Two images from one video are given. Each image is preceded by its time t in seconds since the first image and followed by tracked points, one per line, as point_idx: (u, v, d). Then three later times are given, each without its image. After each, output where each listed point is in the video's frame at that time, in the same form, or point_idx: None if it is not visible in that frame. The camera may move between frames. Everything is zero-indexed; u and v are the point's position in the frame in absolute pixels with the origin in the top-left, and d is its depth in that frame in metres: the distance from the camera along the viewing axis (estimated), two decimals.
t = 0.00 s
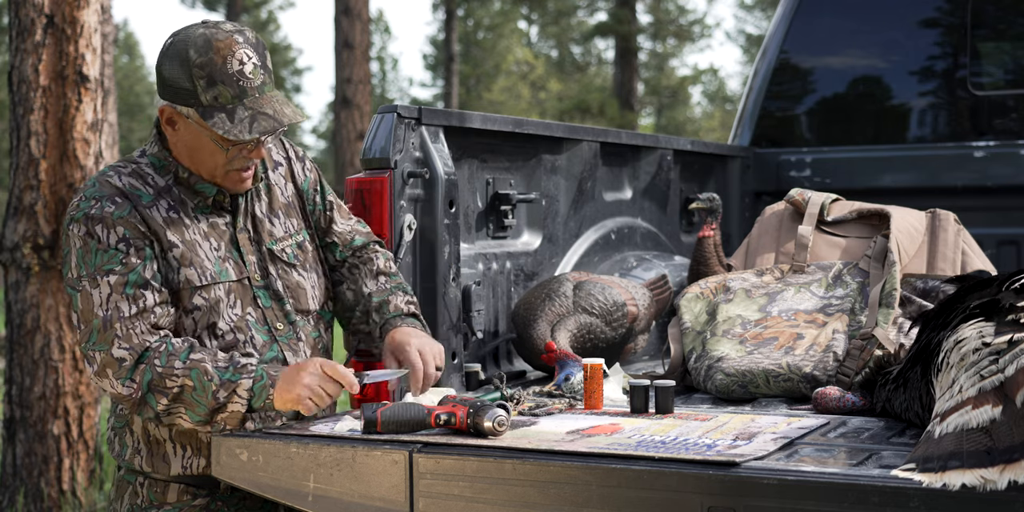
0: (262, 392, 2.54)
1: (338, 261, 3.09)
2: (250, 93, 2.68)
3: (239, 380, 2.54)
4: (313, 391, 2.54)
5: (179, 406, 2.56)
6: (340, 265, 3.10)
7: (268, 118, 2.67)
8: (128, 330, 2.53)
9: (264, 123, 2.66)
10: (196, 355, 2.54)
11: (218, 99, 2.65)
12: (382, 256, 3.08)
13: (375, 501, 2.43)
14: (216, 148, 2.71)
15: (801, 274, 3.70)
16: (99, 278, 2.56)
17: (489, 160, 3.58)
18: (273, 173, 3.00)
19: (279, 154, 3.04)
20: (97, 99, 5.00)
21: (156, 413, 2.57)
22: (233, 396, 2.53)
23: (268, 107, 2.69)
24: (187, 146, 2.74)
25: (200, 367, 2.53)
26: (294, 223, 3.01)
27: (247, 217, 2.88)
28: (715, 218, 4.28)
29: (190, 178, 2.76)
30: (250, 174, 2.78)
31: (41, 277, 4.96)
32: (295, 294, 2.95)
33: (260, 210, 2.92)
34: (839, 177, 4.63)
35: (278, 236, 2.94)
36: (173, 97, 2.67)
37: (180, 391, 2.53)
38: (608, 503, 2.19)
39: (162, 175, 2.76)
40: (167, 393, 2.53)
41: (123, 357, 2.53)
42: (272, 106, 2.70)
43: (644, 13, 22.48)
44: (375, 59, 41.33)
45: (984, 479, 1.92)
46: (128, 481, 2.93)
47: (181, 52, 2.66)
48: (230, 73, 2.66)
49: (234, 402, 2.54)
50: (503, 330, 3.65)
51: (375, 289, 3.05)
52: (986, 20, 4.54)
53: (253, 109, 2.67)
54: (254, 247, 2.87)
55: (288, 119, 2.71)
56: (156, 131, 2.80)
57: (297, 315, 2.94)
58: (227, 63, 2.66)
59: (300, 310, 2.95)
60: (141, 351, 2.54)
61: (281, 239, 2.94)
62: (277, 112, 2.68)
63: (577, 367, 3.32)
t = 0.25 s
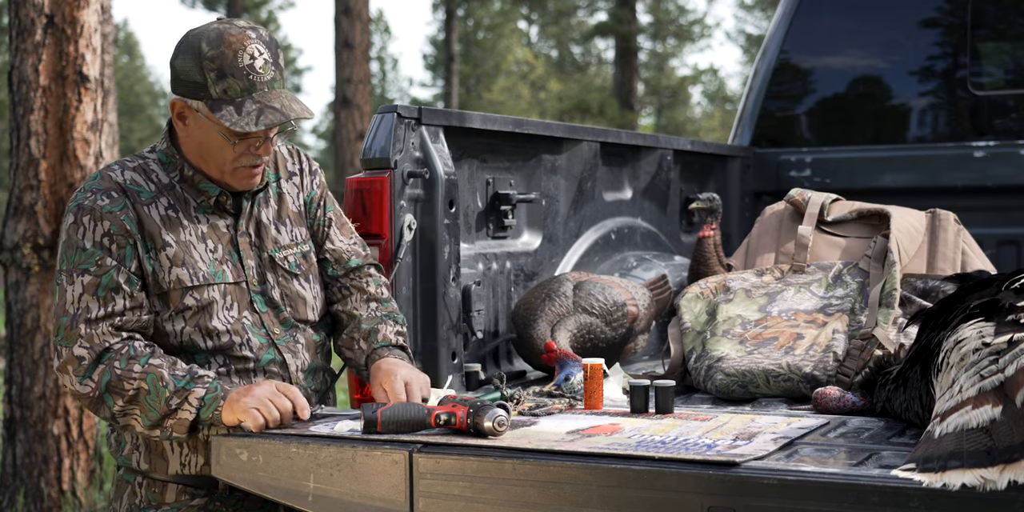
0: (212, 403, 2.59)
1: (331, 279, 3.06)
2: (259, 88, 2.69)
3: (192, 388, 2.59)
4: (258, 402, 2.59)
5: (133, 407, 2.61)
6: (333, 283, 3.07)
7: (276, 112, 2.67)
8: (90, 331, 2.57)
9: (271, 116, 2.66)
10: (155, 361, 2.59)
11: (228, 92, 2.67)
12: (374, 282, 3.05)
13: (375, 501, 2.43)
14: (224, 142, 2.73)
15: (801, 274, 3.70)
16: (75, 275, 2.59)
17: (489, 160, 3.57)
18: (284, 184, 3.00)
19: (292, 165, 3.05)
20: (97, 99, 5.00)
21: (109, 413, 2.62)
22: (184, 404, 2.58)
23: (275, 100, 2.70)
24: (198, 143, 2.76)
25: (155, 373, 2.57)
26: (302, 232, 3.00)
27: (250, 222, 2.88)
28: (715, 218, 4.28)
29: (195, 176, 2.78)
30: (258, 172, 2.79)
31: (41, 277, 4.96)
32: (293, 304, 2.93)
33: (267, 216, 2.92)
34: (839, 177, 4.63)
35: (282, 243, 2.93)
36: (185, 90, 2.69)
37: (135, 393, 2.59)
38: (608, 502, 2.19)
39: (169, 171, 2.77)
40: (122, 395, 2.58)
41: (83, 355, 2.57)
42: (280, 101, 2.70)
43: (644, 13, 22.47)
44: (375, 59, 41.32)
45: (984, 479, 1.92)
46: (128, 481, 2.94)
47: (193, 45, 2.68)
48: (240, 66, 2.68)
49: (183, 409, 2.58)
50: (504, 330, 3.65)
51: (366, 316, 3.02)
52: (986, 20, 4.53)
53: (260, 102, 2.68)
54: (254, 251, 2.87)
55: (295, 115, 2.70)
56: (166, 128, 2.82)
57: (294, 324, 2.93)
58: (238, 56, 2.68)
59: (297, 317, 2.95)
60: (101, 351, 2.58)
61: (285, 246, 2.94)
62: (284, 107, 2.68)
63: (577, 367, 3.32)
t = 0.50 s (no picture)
0: (227, 393, 2.54)
1: (354, 253, 3.10)
2: (263, 91, 2.69)
3: (206, 378, 2.55)
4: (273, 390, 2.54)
5: (146, 402, 2.55)
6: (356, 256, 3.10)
7: (282, 116, 2.68)
8: (99, 327, 2.54)
9: (278, 121, 2.66)
10: (167, 353, 2.55)
11: (232, 97, 2.66)
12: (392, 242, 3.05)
13: (374, 501, 2.43)
14: (228, 145, 2.72)
15: (801, 274, 3.70)
16: (80, 274, 2.57)
17: (489, 160, 3.58)
18: (278, 176, 3.01)
19: (284, 155, 3.06)
20: (97, 99, 5.00)
21: (122, 411, 2.57)
22: (199, 394, 2.54)
23: (280, 104, 2.70)
24: (197, 145, 2.74)
25: (171, 364, 2.54)
26: (298, 224, 3.01)
27: (248, 218, 2.89)
28: (715, 218, 4.28)
29: (193, 174, 2.77)
30: (258, 171, 2.80)
31: (41, 277, 4.96)
32: (299, 292, 2.94)
33: (263, 210, 2.93)
34: (839, 177, 4.63)
35: (280, 236, 2.94)
36: (186, 94, 2.67)
37: (148, 389, 2.54)
38: (608, 502, 2.19)
39: (165, 171, 2.77)
40: (136, 389, 2.54)
41: (93, 351, 2.54)
42: (285, 104, 2.71)
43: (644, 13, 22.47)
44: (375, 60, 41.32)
45: (984, 479, 1.92)
46: (127, 480, 2.92)
47: (195, 49, 2.65)
48: (244, 70, 2.67)
49: (199, 399, 2.54)
50: (503, 330, 3.64)
51: (384, 275, 3.02)
52: (986, 20, 4.53)
53: (267, 107, 2.68)
54: (254, 246, 2.87)
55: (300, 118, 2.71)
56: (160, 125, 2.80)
57: (298, 313, 2.93)
58: (242, 60, 2.67)
59: (306, 309, 2.95)
60: (112, 346, 2.55)
61: (283, 239, 2.95)
62: (291, 111, 2.69)
63: (577, 367, 3.32)
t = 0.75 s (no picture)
0: (264, 388, 2.57)
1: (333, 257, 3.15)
2: (255, 95, 2.71)
3: (241, 377, 2.57)
4: (319, 382, 2.55)
5: (180, 406, 2.59)
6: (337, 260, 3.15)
7: (276, 119, 2.70)
8: (123, 337, 2.54)
9: (272, 123, 2.69)
10: (197, 356, 2.57)
11: (225, 102, 2.68)
12: (375, 253, 3.09)
13: (375, 501, 2.43)
14: (220, 149, 2.74)
15: (801, 274, 3.70)
16: (93, 287, 2.57)
17: (489, 159, 3.57)
18: (266, 174, 3.06)
19: (270, 154, 3.12)
20: (97, 99, 5.00)
21: (155, 417, 2.59)
22: (237, 393, 2.57)
23: (274, 108, 2.72)
24: (189, 151, 2.75)
25: (202, 367, 2.56)
26: (290, 220, 3.06)
27: (244, 217, 2.91)
28: (715, 218, 4.28)
29: (187, 179, 2.78)
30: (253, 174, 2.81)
31: (41, 277, 4.96)
32: (298, 289, 2.97)
33: (256, 209, 2.96)
34: (839, 177, 4.63)
35: (275, 234, 2.97)
36: (177, 101, 2.67)
37: (180, 393, 2.57)
38: (608, 502, 2.19)
39: (158, 177, 2.77)
40: (168, 395, 2.56)
41: (120, 362, 2.54)
42: (278, 107, 2.73)
43: (644, 13, 22.47)
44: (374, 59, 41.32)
45: (984, 479, 1.92)
46: (135, 481, 2.92)
47: (185, 55, 2.67)
48: (235, 75, 2.68)
49: (237, 398, 2.57)
50: (504, 330, 3.65)
51: (377, 289, 3.08)
52: (986, 20, 4.53)
53: (260, 110, 2.70)
54: (252, 246, 2.89)
55: (294, 120, 2.74)
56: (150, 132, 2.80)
57: (299, 310, 2.95)
58: (233, 65, 2.68)
59: (303, 304, 2.97)
60: (139, 355, 2.56)
61: (278, 236, 2.98)
62: (285, 113, 2.71)
63: (577, 367, 3.32)
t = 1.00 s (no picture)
0: (297, 358, 2.55)
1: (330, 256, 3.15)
2: (246, 82, 2.69)
3: (269, 350, 2.54)
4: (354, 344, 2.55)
5: (211, 381, 2.56)
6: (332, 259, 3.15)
7: (267, 104, 2.68)
8: (148, 315, 2.52)
9: (263, 108, 2.67)
10: (222, 328, 2.54)
11: (216, 88, 2.66)
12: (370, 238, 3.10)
13: (375, 501, 2.43)
14: (213, 138, 2.72)
15: (801, 274, 3.70)
16: (112, 270, 2.55)
17: (489, 160, 3.58)
18: (264, 175, 3.05)
19: (267, 156, 3.11)
20: (97, 99, 5.00)
21: (187, 392, 2.57)
22: (268, 364, 2.54)
23: (263, 93, 2.70)
24: (183, 141, 2.74)
25: (230, 340, 2.53)
26: (288, 220, 3.06)
27: (243, 215, 2.91)
28: (715, 218, 4.28)
29: (187, 175, 2.78)
30: (246, 165, 2.80)
31: (41, 277, 4.96)
32: (296, 286, 2.97)
33: (254, 208, 2.95)
34: (839, 177, 4.63)
35: (274, 232, 2.98)
36: (171, 89, 2.67)
37: (210, 367, 2.54)
38: (608, 502, 2.19)
39: (160, 173, 2.76)
40: (198, 370, 2.53)
41: (148, 340, 2.51)
42: (270, 94, 2.71)
43: (644, 13, 22.47)
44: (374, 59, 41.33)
45: (984, 479, 1.92)
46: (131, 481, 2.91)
47: (177, 45, 2.66)
48: (228, 62, 2.68)
49: (270, 369, 2.55)
50: (503, 330, 3.64)
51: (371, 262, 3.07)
52: (986, 20, 4.53)
53: (251, 96, 2.68)
54: (251, 242, 2.90)
55: (287, 106, 2.72)
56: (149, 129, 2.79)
57: (297, 307, 2.96)
58: (225, 52, 2.68)
59: (301, 302, 2.97)
60: (165, 332, 2.53)
61: (277, 235, 2.98)
62: (276, 100, 2.70)
63: (577, 367, 3.32)
